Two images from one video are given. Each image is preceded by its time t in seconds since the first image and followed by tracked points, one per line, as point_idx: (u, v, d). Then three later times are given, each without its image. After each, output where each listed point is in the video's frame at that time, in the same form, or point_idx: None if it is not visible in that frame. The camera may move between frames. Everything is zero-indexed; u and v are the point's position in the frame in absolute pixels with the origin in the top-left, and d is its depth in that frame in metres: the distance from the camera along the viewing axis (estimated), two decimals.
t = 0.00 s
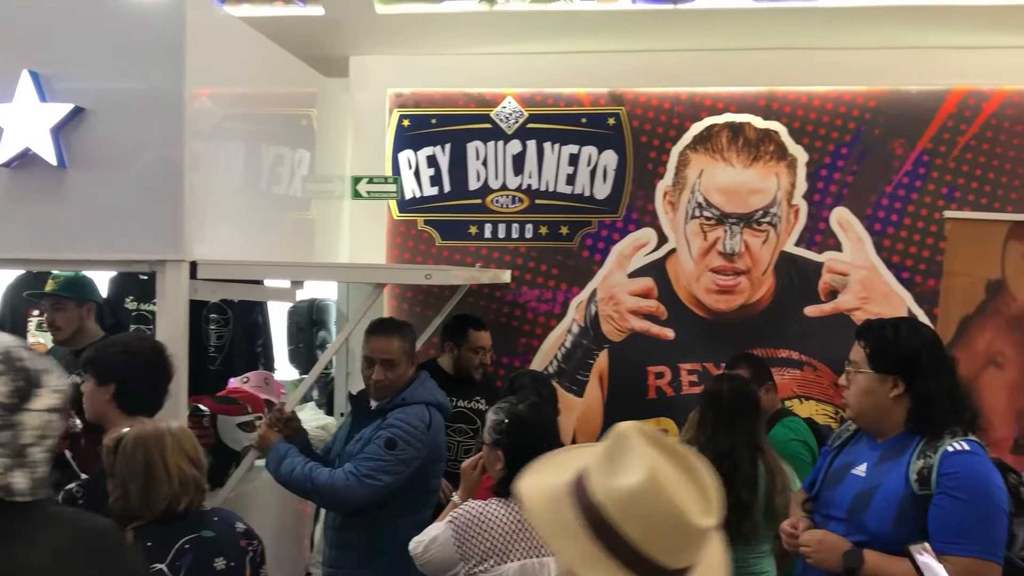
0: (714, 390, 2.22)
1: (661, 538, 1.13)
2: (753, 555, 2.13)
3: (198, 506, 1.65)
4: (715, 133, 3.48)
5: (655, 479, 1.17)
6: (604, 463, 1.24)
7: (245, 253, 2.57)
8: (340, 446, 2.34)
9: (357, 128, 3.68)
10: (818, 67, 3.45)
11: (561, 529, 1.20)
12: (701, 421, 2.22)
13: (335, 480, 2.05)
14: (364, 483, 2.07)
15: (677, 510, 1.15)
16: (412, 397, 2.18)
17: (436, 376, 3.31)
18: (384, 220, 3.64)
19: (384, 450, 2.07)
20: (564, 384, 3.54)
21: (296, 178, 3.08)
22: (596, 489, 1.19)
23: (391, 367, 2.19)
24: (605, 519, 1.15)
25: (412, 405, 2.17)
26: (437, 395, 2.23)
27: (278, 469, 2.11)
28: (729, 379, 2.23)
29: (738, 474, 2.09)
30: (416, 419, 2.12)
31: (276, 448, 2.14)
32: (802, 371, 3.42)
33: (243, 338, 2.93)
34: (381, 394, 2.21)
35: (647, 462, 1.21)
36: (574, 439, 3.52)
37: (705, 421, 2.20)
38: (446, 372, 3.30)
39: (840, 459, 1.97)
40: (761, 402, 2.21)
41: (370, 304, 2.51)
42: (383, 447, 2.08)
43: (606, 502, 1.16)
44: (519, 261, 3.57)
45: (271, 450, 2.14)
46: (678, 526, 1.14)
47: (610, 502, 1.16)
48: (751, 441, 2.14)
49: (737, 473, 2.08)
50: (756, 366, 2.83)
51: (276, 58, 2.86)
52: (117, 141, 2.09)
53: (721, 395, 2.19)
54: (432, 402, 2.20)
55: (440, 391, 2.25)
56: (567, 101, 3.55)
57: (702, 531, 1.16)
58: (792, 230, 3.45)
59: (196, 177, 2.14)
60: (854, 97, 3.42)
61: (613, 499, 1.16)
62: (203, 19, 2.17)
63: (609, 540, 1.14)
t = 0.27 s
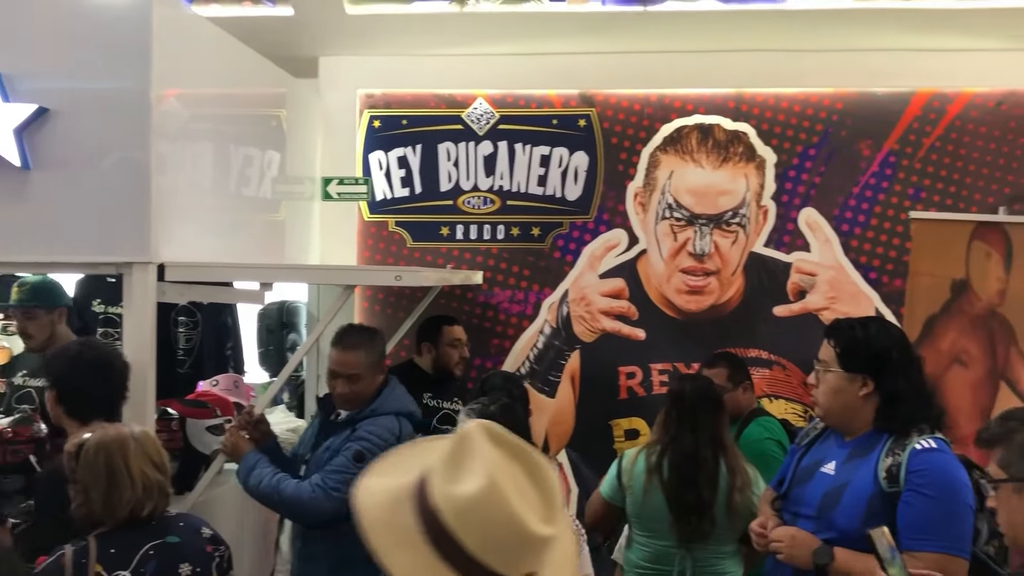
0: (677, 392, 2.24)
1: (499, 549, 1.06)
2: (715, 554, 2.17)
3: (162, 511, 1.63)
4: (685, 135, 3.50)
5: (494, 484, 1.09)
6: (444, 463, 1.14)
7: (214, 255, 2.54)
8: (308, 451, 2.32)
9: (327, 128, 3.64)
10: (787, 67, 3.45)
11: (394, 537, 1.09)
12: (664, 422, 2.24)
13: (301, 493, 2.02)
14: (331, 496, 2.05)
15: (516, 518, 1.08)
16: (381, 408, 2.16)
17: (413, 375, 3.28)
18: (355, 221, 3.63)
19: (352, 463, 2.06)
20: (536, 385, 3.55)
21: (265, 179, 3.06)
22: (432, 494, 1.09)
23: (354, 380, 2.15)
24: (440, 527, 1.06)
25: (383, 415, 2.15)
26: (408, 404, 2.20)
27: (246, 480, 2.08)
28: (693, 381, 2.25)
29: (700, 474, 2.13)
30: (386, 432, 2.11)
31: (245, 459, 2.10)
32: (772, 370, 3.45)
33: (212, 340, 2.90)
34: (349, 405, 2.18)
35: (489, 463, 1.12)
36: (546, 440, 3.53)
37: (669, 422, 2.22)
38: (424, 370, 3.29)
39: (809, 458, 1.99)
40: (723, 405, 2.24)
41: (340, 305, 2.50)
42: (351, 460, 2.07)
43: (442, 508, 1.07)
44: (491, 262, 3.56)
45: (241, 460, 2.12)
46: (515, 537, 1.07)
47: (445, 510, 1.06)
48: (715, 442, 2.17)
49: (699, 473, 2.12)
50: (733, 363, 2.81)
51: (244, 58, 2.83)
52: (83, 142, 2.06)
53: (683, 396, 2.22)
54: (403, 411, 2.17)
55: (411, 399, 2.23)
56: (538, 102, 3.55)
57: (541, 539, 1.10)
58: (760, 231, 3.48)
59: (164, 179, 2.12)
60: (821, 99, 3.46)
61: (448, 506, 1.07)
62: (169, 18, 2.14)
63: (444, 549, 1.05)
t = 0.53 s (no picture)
0: (640, 391, 2.24)
1: (366, 548, 1.05)
2: (679, 554, 2.20)
3: (127, 517, 1.61)
4: (655, 136, 3.52)
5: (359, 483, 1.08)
6: (312, 461, 1.14)
7: (183, 257, 2.52)
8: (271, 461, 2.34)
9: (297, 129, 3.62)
10: (755, 70, 3.50)
11: (257, 539, 1.09)
12: (628, 422, 2.25)
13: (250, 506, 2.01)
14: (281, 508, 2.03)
15: (383, 516, 1.07)
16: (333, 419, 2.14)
17: (388, 376, 3.21)
18: (325, 222, 3.62)
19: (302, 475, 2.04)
20: (508, 386, 3.55)
21: (235, 180, 3.04)
22: (295, 495, 1.09)
23: (295, 381, 2.25)
24: (303, 529, 1.06)
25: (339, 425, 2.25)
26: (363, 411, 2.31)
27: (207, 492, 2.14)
28: (654, 380, 2.25)
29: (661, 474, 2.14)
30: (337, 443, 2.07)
31: (207, 471, 2.16)
32: (741, 369, 3.48)
33: (181, 343, 2.88)
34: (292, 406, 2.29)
35: (356, 460, 1.12)
36: (518, 441, 3.53)
37: (632, 424, 2.22)
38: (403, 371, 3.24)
39: (777, 457, 2.01)
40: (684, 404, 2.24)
41: (311, 306, 2.50)
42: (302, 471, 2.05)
43: (305, 509, 1.06)
44: (463, 263, 3.56)
45: (206, 472, 2.17)
46: (381, 536, 1.06)
47: (308, 512, 1.06)
48: (677, 441, 2.17)
49: (660, 473, 2.13)
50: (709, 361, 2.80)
51: (212, 57, 2.81)
52: (47, 142, 2.04)
53: (647, 395, 2.23)
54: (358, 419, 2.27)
55: (366, 406, 2.33)
56: (509, 103, 3.56)
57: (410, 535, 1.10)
58: (729, 232, 3.51)
59: (131, 180, 2.10)
60: (789, 101, 3.49)
61: (310, 508, 1.06)
62: (135, 18, 2.12)
63: (308, 551, 1.05)
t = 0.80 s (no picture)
0: (608, 392, 2.25)
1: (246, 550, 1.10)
2: (646, 554, 2.23)
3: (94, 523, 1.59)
4: (627, 138, 3.54)
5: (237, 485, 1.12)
6: (192, 468, 1.17)
7: (153, 259, 2.51)
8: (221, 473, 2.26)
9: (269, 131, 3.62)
10: (726, 72, 3.52)
11: (139, 546, 1.15)
12: (594, 424, 2.26)
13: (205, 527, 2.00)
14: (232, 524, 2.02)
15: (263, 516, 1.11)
16: (280, 424, 2.13)
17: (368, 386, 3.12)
18: (297, 224, 3.61)
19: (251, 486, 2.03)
20: (481, 388, 3.55)
21: (205, 182, 3.02)
22: (178, 502, 1.13)
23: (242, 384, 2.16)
24: (185, 534, 1.10)
25: (282, 432, 2.12)
26: (311, 417, 2.16)
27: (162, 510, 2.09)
28: (621, 381, 2.26)
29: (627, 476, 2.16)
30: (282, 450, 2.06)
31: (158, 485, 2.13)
32: (713, 370, 3.50)
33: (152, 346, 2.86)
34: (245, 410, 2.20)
35: (235, 463, 1.15)
36: (492, 442, 3.54)
37: (598, 425, 2.24)
38: (386, 379, 3.19)
39: (747, 457, 2.03)
40: (651, 405, 2.25)
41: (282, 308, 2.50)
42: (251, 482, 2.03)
43: (186, 516, 1.11)
44: (436, 264, 3.56)
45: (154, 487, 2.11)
46: (260, 537, 1.10)
47: (187, 516, 1.11)
48: (643, 443, 2.19)
49: (626, 475, 2.15)
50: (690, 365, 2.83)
51: (182, 58, 2.79)
52: (13, 143, 2.02)
53: (613, 396, 2.24)
54: (302, 426, 2.13)
55: (315, 412, 2.18)
56: (481, 105, 3.57)
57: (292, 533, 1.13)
58: (701, 233, 3.53)
59: (100, 183, 2.09)
60: (759, 103, 3.52)
61: (192, 514, 1.10)
62: (103, 19, 2.11)
63: (190, 556, 1.10)
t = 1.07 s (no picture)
0: (582, 393, 2.25)
1: (151, 544, 1.12)
2: (620, 554, 2.24)
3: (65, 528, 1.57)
4: (602, 139, 3.55)
5: (145, 483, 1.14)
6: (97, 469, 1.18)
7: (125, 260, 2.48)
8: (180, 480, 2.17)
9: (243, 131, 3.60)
10: (701, 73, 3.53)
11: (43, 544, 1.15)
12: (569, 424, 2.26)
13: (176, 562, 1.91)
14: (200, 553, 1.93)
15: (169, 511, 1.14)
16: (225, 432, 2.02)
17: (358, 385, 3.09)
18: (271, 224, 3.59)
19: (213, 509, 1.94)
20: (458, 388, 3.55)
21: (179, 182, 2.99)
22: (83, 500, 1.15)
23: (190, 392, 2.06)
24: (90, 531, 1.12)
25: (228, 440, 2.01)
26: (259, 422, 2.03)
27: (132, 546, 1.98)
28: (596, 382, 2.26)
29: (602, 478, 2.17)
30: (236, 463, 1.97)
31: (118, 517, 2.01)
32: (687, 369, 3.52)
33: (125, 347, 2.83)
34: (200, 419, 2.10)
35: (144, 461, 1.17)
36: (468, 442, 3.54)
37: (574, 425, 2.23)
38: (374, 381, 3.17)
39: (721, 454, 2.04)
40: (625, 406, 2.25)
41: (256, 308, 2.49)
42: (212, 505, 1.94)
43: (91, 512, 1.13)
44: (412, 264, 3.56)
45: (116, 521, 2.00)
46: (168, 535, 1.13)
47: (92, 514, 1.13)
48: (619, 444, 2.20)
49: (602, 476, 2.16)
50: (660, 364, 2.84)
51: (154, 57, 2.76)
52: None
53: (589, 396, 2.23)
54: (248, 433, 2.01)
55: (264, 416, 2.05)
56: (457, 105, 3.57)
57: (200, 527, 1.17)
58: (675, 232, 3.55)
59: (71, 182, 2.07)
60: (733, 104, 3.54)
61: (96, 509, 1.13)
62: (74, 17, 2.09)
63: (93, 550, 1.12)
